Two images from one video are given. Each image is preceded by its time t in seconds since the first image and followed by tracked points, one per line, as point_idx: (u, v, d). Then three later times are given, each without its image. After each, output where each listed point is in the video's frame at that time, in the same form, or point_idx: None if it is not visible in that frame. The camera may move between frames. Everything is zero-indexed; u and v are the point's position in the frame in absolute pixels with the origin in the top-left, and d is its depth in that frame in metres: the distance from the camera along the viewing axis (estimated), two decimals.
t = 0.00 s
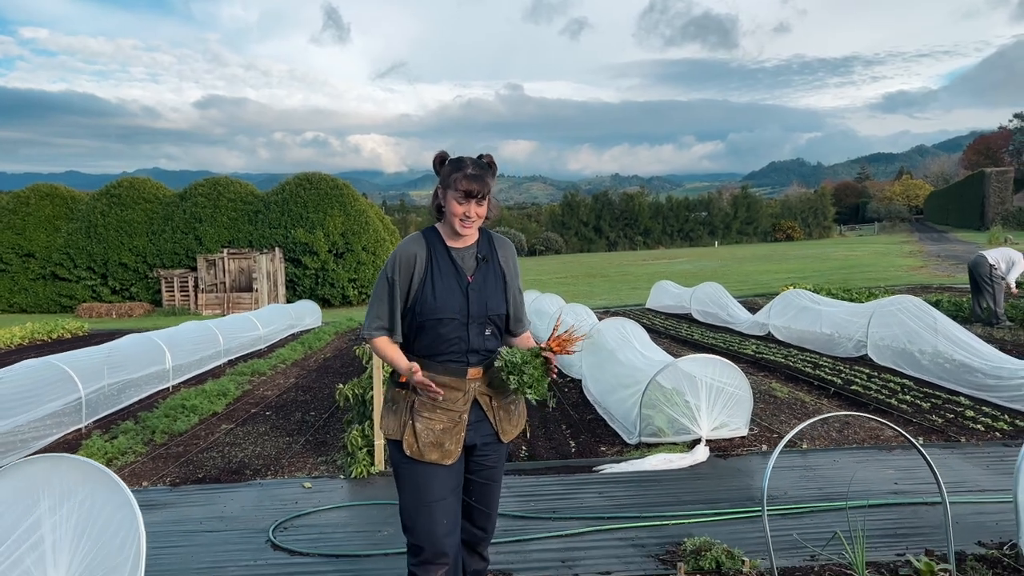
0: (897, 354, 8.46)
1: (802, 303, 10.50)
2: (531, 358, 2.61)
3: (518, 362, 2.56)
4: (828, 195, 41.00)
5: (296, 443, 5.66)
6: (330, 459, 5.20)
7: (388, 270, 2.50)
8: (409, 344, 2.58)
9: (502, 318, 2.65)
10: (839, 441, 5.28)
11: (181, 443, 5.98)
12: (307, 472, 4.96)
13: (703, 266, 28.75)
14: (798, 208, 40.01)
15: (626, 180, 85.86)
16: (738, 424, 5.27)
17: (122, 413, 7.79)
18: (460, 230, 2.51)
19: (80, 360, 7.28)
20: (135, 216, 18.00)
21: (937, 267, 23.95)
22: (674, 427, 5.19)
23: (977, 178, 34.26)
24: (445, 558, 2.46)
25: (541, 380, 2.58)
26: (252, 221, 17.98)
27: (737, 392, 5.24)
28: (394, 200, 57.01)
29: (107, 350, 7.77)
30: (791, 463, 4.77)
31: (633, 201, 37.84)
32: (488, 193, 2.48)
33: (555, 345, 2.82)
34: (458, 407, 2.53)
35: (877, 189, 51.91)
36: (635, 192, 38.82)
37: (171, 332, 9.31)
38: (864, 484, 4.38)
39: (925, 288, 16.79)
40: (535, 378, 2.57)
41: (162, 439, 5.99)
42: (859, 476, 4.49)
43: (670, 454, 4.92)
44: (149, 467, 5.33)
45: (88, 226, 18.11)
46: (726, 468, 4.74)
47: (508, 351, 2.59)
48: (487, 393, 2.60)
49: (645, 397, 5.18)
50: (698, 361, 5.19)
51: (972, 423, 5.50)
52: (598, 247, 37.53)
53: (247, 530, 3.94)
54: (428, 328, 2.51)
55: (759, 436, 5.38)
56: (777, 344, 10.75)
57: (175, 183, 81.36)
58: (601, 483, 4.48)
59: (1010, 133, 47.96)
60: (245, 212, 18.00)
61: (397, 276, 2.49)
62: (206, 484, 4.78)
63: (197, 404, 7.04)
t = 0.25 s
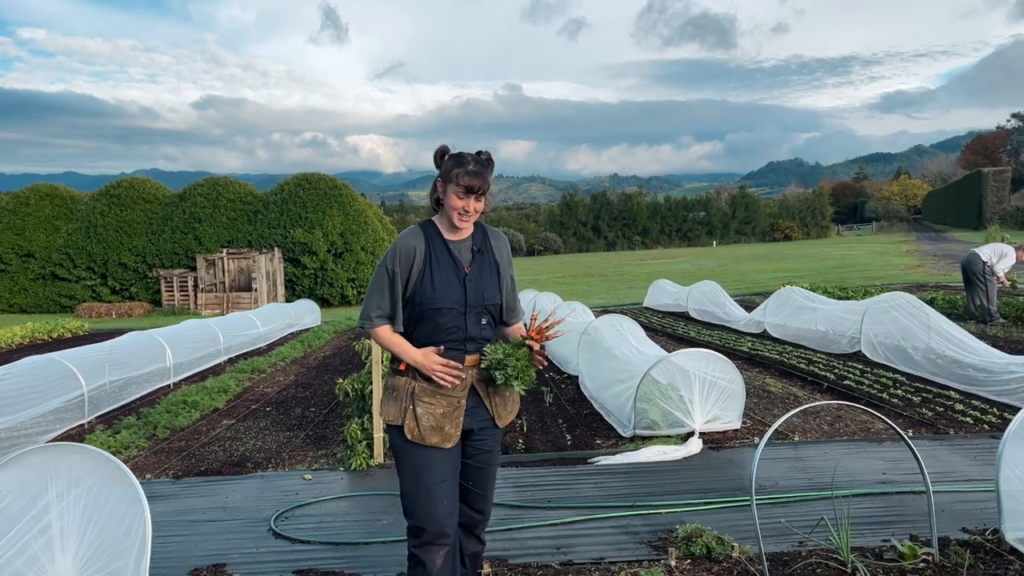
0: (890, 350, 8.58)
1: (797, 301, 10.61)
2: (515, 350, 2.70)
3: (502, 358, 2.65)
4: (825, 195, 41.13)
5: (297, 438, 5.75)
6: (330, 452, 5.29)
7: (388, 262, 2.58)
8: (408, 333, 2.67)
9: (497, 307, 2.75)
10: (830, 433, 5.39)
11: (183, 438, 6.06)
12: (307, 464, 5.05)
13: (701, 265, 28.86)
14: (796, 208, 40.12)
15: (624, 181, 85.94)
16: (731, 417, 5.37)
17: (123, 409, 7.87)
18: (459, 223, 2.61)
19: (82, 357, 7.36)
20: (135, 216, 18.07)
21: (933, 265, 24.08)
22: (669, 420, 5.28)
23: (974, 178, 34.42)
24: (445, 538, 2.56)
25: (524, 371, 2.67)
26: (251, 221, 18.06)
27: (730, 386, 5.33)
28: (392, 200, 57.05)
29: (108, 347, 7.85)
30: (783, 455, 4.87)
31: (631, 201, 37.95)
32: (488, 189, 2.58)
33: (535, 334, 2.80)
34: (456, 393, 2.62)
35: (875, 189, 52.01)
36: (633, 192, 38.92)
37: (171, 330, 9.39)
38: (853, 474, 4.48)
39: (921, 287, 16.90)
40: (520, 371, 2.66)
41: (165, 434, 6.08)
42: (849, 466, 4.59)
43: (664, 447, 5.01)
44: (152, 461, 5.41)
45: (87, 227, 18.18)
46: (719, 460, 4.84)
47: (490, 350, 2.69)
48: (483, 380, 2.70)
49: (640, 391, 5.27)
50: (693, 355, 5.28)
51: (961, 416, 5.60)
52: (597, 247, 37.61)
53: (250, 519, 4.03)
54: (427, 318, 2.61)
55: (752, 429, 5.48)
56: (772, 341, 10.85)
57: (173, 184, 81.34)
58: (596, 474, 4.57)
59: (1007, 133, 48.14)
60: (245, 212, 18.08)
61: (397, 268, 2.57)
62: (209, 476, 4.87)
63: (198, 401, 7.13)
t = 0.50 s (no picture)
0: (882, 345, 8.68)
1: (792, 298, 10.70)
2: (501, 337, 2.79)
3: (490, 342, 2.73)
4: (824, 194, 41.20)
5: (296, 430, 5.84)
6: (328, 444, 5.37)
7: (386, 253, 2.65)
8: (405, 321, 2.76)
9: (489, 296, 2.86)
10: (820, 425, 5.48)
11: (183, 431, 6.14)
12: (306, 455, 5.14)
13: (699, 264, 28.96)
14: (794, 207, 40.21)
15: (624, 180, 86.08)
16: (723, 410, 5.45)
17: (124, 405, 7.95)
18: (455, 214, 2.68)
19: (83, 353, 7.44)
20: (134, 215, 18.14)
21: (931, 264, 24.21)
22: (662, 413, 5.37)
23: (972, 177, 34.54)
24: (444, 519, 2.65)
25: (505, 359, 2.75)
26: (250, 220, 18.14)
27: (723, 378, 5.42)
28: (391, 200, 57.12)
29: (109, 343, 7.93)
30: (773, 446, 4.96)
31: (630, 200, 38.05)
32: (483, 182, 2.65)
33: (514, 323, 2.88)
34: (454, 378, 2.71)
35: (873, 189, 52.14)
36: (632, 192, 39.01)
37: (172, 327, 9.47)
38: (842, 464, 4.57)
39: (917, 285, 16.99)
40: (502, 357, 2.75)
41: (166, 428, 6.17)
42: (838, 457, 4.67)
43: (657, 438, 5.09)
44: (153, 453, 5.50)
45: (87, 226, 18.25)
46: (710, 451, 4.93)
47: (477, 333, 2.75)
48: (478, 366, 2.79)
49: (633, 384, 5.36)
50: (685, 349, 5.38)
51: (950, 408, 5.70)
52: (596, 246, 37.71)
53: (250, 508, 4.12)
54: (425, 307, 2.71)
55: (743, 421, 5.57)
56: (768, 338, 10.95)
57: (173, 184, 81.59)
58: (589, 464, 4.66)
59: (1006, 132, 48.23)
60: (244, 211, 18.15)
61: (395, 259, 2.65)
62: (209, 467, 4.95)
63: (199, 395, 7.21)
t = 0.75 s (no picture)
0: (876, 340, 8.77)
1: (787, 294, 10.79)
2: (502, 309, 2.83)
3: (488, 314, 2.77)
4: (822, 194, 41.28)
5: (295, 423, 5.92)
6: (327, 436, 5.45)
7: (381, 242, 2.73)
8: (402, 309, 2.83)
9: (482, 284, 2.93)
10: (811, 416, 5.56)
11: (183, 424, 6.22)
12: (305, 446, 5.21)
13: (697, 263, 29.05)
14: (793, 207, 40.29)
15: (623, 180, 86.18)
16: (716, 402, 5.53)
17: (124, 399, 8.02)
18: (439, 199, 2.76)
19: (83, 347, 7.51)
20: (134, 213, 18.20)
21: (928, 262, 24.27)
22: (655, 404, 5.45)
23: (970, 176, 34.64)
24: (441, 501, 2.72)
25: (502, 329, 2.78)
26: (249, 218, 18.20)
27: (715, 370, 5.50)
28: (390, 199, 57.19)
29: (109, 338, 8.00)
30: (765, 436, 5.04)
31: (628, 199, 38.14)
32: (462, 163, 2.72)
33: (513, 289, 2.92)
34: (449, 362, 2.77)
35: (872, 188, 52.21)
36: (630, 191, 39.08)
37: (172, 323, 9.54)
38: (831, 453, 4.65)
39: (913, 282, 17.07)
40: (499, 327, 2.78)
41: (166, 421, 6.24)
42: (828, 446, 4.76)
43: (651, 429, 5.17)
44: (154, 444, 5.58)
45: (86, 224, 18.31)
46: (703, 441, 5.01)
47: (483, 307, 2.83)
48: (473, 351, 2.86)
49: (627, 376, 5.44)
50: (679, 341, 5.46)
51: (940, 400, 5.78)
52: (594, 246, 37.79)
53: (250, 496, 4.19)
54: (420, 294, 2.78)
55: (736, 413, 5.66)
56: (764, 334, 11.03)
57: (172, 183, 81.65)
58: (584, 454, 4.74)
59: (1004, 132, 48.33)
60: (243, 209, 18.21)
61: (390, 247, 2.72)
62: (210, 457, 5.03)
63: (198, 390, 7.29)
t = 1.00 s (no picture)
0: (868, 336, 8.87)
1: (781, 291, 10.89)
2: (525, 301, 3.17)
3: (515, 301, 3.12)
4: (820, 194, 41.40)
5: (294, 416, 6.00)
6: (324, 428, 5.53)
7: (373, 234, 2.83)
8: (395, 300, 2.91)
9: (475, 275, 2.98)
10: (802, 408, 5.66)
11: (183, 417, 6.30)
12: (303, 438, 5.29)
13: (694, 262, 29.15)
14: (790, 207, 40.40)
15: (621, 180, 86.32)
16: (708, 395, 5.62)
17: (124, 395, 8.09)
18: (430, 186, 2.84)
19: (83, 343, 7.58)
20: (132, 212, 18.26)
21: (924, 261, 24.38)
22: (648, 397, 5.54)
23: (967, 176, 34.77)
24: (434, 484, 2.78)
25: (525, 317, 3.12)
26: (247, 217, 18.26)
27: (707, 363, 5.59)
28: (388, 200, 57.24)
29: (109, 334, 8.07)
30: (756, 427, 5.13)
31: (626, 199, 38.23)
32: (449, 148, 2.80)
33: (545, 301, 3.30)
34: (440, 351, 2.85)
35: (869, 188, 52.37)
36: (628, 191, 39.17)
37: (171, 320, 9.62)
38: (820, 443, 4.74)
39: (908, 280, 17.18)
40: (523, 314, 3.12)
41: (166, 414, 6.32)
42: (817, 437, 4.85)
43: (643, 420, 5.26)
44: (153, 437, 5.66)
45: (85, 223, 18.37)
46: (695, 432, 5.10)
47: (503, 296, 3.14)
48: (465, 341, 2.93)
49: (620, 370, 5.53)
50: (671, 335, 5.56)
51: (929, 393, 5.88)
52: (592, 245, 37.89)
53: (249, 485, 4.27)
54: (411, 284, 2.85)
55: (728, 405, 5.75)
56: (758, 331, 11.12)
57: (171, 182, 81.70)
58: (577, 444, 4.82)
59: (1002, 132, 48.47)
60: (241, 209, 18.27)
61: (381, 239, 2.82)
62: (209, 449, 5.11)
63: (198, 385, 7.37)
